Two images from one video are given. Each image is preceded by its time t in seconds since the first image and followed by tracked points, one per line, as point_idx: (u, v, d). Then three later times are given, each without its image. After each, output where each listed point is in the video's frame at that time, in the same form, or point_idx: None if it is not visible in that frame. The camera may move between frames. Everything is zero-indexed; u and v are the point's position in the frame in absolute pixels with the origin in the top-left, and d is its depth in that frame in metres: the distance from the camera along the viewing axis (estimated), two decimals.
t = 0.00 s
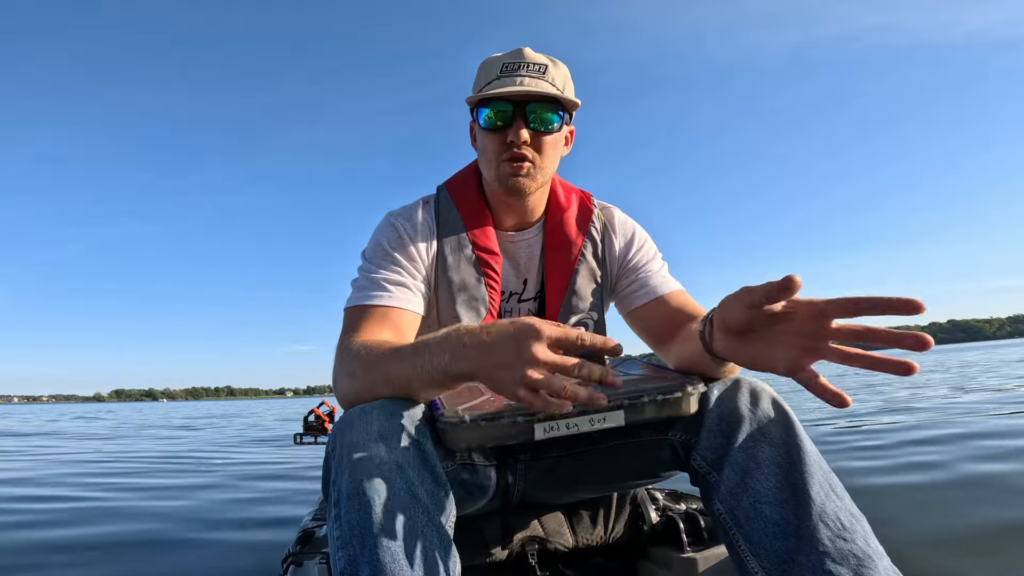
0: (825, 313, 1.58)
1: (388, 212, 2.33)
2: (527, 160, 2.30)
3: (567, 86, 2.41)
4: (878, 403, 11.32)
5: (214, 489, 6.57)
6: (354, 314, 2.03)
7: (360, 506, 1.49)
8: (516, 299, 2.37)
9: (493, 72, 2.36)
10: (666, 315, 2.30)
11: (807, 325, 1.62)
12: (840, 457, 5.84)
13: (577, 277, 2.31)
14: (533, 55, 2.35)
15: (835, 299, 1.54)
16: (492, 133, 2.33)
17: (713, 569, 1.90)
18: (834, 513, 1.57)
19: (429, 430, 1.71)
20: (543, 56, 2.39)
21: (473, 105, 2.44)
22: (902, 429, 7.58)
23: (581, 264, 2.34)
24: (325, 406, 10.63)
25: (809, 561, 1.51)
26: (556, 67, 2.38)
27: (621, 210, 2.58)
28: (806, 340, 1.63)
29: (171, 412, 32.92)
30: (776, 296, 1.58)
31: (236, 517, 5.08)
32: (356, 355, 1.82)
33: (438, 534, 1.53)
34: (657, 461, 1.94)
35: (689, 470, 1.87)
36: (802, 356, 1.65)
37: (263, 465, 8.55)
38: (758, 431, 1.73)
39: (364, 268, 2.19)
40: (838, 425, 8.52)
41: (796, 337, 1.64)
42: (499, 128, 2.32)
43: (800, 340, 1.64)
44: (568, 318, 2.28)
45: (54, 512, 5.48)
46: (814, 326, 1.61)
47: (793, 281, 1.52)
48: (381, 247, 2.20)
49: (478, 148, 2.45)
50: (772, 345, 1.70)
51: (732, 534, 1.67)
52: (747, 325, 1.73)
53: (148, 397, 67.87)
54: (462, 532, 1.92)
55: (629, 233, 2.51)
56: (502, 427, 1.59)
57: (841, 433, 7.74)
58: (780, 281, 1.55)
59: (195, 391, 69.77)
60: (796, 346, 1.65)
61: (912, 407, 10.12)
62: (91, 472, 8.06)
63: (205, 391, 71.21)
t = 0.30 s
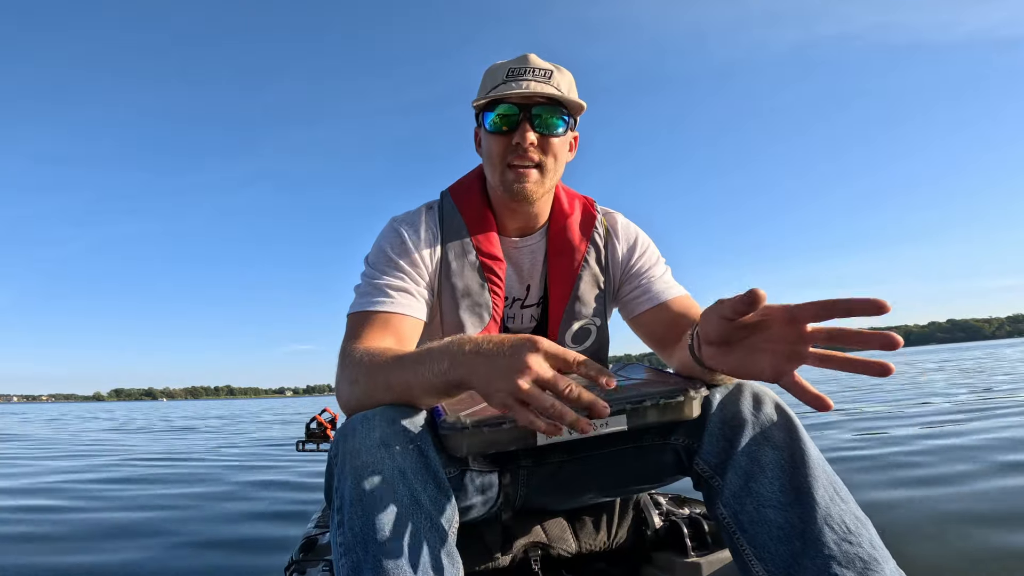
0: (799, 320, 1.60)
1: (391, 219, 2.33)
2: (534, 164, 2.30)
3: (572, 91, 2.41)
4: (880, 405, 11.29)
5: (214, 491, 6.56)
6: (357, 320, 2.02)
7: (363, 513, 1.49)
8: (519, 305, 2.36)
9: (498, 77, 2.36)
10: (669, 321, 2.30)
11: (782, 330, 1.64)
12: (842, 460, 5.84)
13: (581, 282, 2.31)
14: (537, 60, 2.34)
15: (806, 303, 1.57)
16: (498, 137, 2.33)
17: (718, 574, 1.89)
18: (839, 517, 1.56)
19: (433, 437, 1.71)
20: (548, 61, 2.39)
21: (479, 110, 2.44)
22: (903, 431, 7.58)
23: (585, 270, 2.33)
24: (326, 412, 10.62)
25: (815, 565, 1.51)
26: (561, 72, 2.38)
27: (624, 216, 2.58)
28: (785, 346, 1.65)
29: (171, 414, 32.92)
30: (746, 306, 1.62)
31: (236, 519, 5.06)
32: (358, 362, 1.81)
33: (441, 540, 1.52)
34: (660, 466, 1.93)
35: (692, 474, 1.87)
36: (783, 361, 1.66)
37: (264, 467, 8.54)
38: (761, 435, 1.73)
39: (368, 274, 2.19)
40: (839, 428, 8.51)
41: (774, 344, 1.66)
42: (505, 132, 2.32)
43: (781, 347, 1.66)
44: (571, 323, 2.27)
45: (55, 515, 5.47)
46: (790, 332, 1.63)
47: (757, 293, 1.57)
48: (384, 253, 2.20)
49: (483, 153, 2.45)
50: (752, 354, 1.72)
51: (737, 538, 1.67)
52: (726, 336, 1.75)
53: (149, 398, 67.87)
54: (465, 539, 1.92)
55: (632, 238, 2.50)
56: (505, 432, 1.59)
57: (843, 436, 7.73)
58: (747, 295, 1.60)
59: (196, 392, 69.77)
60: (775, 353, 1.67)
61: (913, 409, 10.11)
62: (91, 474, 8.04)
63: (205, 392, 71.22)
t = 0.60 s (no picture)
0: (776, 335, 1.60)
1: (389, 220, 2.32)
2: (531, 161, 2.29)
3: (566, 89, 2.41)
4: (879, 404, 11.28)
5: (214, 489, 6.55)
6: (354, 321, 2.02)
7: (361, 515, 1.49)
8: (517, 306, 2.35)
9: (491, 77, 2.36)
10: (666, 321, 2.29)
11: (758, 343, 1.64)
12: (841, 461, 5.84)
13: (578, 283, 2.31)
14: (529, 59, 2.35)
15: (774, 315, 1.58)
16: (494, 136, 2.32)
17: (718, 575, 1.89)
18: (839, 518, 1.56)
19: (432, 439, 1.70)
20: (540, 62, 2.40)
21: (474, 111, 2.44)
22: (902, 431, 7.59)
23: (582, 270, 2.33)
24: (325, 413, 10.62)
25: (815, 566, 1.51)
26: (554, 72, 2.38)
27: (621, 216, 2.58)
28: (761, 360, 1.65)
29: (171, 413, 32.94)
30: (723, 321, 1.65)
31: (236, 518, 5.05)
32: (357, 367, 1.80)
33: (440, 542, 1.52)
34: (659, 468, 1.93)
35: (691, 476, 1.87)
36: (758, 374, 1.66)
37: (264, 466, 8.52)
38: (760, 436, 1.72)
39: (365, 276, 2.18)
40: (838, 428, 8.52)
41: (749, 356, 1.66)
42: (500, 131, 2.31)
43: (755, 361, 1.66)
44: (568, 325, 2.27)
45: (54, 511, 5.46)
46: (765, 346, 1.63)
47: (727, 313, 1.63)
48: (382, 254, 2.19)
49: (479, 154, 2.45)
50: (729, 365, 1.71)
51: (737, 539, 1.67)
52: (705, 346, 1.74)
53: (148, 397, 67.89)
54: (464, 540, 1.92)
55: (629, 239, 2.50)
56: (503, 435, 1.58)
57: (842, 435, 7.74)
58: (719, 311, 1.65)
59: (195, 391, 69.77)
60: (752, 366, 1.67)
61: (913, 408, 10.10)
62: (90, 473, 8.02)
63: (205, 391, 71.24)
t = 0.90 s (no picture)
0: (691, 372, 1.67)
1: (387, 220, 2.32)
2: (525, 157, 2.29)
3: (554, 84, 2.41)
4: (878, 403, 11.29)
5: (213, 489, 6.56)
6: (354, 322, 2.02)
7: (360, 514, 1.49)
8: (515, 304, 2.35)
9: (480, 78, 2.36)
10: (665, 320, 2.29)
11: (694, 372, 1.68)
12: (840, 460, 5.84)
13: (576, 280, 2.31)
14: (515, 57, 2.35)
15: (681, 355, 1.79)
16: (486, 136, 2.32)
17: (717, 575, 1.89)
18: (837, 519, 1.56)
19: (430, 438, 1.70)
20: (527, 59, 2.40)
21: (465, 111, 2.44)
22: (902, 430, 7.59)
23: (580, 268, 2.33)
24: (325, 412, 10.63)
25: (813, 568, 1.51)
26: (541, 68, 2.38)
27: (619, 214, 2.58)
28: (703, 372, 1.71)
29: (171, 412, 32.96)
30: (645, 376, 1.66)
31: (235, 517, 5.06)
32: (354, 367, 1.80)
33: (438, 541, 1.52)
34: (658, 468, 1.93)
35: (690, 476, 1.87)
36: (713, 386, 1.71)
37: (263, 466, 8.53)
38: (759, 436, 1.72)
39: (364, 275, 2.18)
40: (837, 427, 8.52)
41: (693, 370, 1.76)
42: (492, 130, 2.31)
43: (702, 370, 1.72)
44: (566, 322, 2.26)
45: (54, 512, 5.47)
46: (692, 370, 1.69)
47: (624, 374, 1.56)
48: (380, 254, 2.19)
49: (473, 153, 2.45)
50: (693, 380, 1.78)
51: (735, 540, 1.67)
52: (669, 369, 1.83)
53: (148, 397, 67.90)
54: (463, 540, 1.92)
55: (627, 237, 2.50)
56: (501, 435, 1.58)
57: (841, 434, 7.74)
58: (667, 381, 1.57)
59: (195, 391, 69.79)
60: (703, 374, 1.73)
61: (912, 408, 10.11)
62: (89, 473, 8.03)
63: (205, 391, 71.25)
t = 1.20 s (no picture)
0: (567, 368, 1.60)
1: (388, 216, 2.33)
2: (525, 149, 2.30)
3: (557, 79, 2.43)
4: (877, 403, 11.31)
5: (214, 488, 6.57)
6: (355, 317, 2.03)
7: (360, 509, 1.49)
8: (516, 300, 2.35)
9: (484, 71, 2.37)
10: (665, 316, 2.30)
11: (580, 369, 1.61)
12: (839, 459, 5.86)
13: (576, 276, 2.31)
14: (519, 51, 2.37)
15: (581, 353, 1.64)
16: (488, 127, 2.33)
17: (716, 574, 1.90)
18: (836, 519, 1.56)
19: (430, 433, 1.70)
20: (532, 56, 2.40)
21: (468, 105, 2.45)
22: (902, 430, 7.60)
23: (580, 263, 2.34)
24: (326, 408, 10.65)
25: (812, 567, 1.51)
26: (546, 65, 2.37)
27: (620, 211, 2.58)
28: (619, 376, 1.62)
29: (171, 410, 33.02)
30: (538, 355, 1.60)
31: (236, 515, 5.07)
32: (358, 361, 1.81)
33: (438, 537, 1.53)
34: (657, 467, 1.93)
35: (690, 476, 1.87)
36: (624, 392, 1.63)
37: (264, 464, 8.55)
38: (759, 436, 1.73)
39: (365, 271, 2.19)
40: (837, 426, 8.53)
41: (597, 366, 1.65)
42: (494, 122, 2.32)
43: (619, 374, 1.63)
44: (566, 317, 2.27)
45: (55, 509, 5.49)
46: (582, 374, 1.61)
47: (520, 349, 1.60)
48: (381, 249, 2.20)
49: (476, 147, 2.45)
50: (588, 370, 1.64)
51: (735, 540, 1.67)
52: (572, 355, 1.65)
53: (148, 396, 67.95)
54: (463, 538, 1.92)
55: (628, 234, 2.50)
56: (501, 434, 1.58)
57: (841, 434, 7.75)
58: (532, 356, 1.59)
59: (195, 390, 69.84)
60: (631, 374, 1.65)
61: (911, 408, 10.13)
62: (90, 472, 8.05)
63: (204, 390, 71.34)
